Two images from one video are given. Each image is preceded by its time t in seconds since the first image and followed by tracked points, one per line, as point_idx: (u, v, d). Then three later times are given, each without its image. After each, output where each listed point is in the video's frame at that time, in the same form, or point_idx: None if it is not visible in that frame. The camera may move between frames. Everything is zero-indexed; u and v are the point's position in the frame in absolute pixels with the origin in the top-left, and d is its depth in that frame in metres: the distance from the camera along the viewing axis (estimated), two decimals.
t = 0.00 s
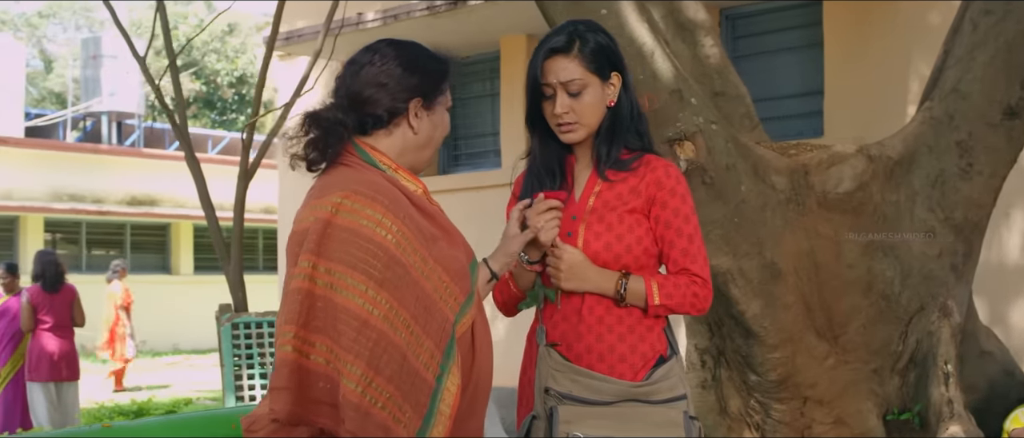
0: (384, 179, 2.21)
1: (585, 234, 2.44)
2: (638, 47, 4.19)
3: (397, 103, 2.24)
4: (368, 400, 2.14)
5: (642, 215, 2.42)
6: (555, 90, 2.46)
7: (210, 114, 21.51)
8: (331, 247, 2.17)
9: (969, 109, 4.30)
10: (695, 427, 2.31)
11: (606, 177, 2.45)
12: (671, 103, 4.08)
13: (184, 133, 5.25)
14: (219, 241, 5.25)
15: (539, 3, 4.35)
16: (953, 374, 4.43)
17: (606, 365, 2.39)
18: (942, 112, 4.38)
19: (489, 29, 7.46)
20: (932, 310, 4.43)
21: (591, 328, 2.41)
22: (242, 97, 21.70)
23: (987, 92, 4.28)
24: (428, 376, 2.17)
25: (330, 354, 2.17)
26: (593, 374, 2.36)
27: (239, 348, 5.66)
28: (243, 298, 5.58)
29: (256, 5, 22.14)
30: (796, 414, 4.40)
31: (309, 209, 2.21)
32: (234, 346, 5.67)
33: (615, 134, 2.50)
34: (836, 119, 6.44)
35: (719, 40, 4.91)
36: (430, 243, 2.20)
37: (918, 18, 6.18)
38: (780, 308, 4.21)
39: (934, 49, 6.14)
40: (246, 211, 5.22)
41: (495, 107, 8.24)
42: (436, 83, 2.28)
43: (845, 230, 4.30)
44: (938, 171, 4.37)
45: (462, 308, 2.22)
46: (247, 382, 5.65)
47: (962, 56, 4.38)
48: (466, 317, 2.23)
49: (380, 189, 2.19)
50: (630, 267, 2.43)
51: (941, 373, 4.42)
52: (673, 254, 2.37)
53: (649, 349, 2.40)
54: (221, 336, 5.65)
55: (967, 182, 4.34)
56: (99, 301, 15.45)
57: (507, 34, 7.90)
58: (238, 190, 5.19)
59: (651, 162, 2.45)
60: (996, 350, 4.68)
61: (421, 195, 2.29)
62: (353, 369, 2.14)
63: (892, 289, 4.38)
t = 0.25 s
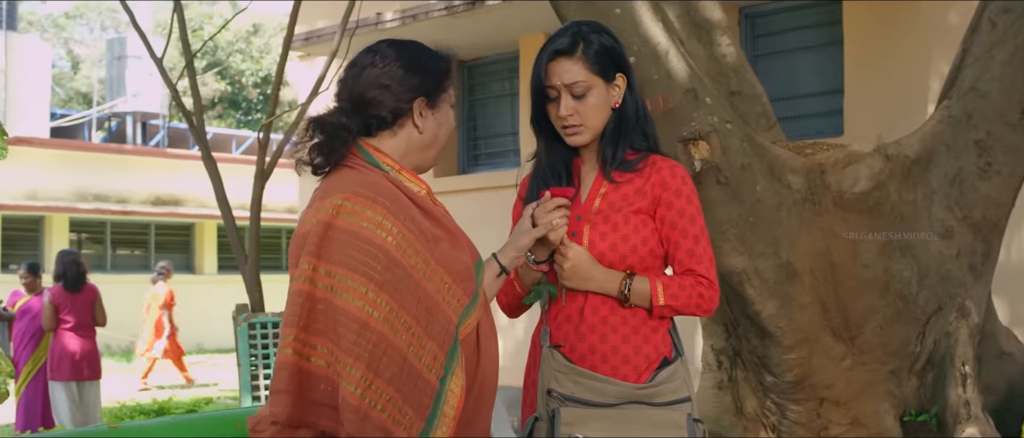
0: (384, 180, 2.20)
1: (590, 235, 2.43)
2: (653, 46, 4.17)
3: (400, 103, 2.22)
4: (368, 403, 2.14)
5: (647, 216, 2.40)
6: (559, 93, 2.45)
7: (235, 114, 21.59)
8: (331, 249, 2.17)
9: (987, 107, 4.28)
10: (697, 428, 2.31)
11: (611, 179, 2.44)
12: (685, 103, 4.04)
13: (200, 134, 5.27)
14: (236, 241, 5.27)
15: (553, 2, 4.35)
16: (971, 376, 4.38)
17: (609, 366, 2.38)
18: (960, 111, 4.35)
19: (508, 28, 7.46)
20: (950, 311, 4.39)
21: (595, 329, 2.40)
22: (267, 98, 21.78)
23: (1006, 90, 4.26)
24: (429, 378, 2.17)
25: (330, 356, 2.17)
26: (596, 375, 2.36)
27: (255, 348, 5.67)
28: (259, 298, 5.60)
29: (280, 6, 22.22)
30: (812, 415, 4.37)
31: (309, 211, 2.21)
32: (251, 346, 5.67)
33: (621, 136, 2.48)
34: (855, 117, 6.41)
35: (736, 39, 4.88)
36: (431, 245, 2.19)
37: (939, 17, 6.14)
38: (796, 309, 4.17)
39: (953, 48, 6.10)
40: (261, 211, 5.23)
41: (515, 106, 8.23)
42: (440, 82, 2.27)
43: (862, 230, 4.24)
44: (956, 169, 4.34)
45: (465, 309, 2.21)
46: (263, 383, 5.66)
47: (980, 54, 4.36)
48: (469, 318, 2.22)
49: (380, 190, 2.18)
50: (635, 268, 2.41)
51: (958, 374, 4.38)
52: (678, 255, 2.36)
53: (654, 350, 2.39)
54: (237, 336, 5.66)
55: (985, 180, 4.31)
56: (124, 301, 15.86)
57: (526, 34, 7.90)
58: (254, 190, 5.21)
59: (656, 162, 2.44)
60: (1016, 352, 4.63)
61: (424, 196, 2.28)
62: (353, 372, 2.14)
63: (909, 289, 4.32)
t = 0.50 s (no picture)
0: (382, 183, 2.20)
1: (590, 234, 2.41)
2: (662, 46, 4.15)
3: (398, 106, 2.21)
4: (367, 406, 2.13)
5: (648, 216, 2.39)
6: (559, 97, 2.44)
7: (256, 115, 21.67)
8: (329, 253, 2.16)
9: (1002, 107, 4.26)
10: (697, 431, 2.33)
11: (612, 179, 2.43)
12: (695, 104, 4.05)
13: (213, 135, 5.27)
14: (248, 241, 5.28)
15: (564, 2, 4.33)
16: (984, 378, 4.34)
17: (609, 368, 2.37)
18: (974, 111, 4.33)
19: (524, 28, 7.45)
20: (963, 313, 4.35)
21: (595, 330, 2.39)
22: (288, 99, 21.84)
23: (1020, 90, 4.25)
24: (428, 381, 2.16)
25: (328, 360, 2.16)
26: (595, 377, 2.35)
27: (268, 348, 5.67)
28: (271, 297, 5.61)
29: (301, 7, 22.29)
30: (824, 417, 4.33)
31: (308, 215, 2.20)
32: (263, 347, 5.67)
33: (622, 138, 2.47)
34: (872, 118, 6.36)
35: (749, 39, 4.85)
36: (430, 247, 2.18)
37: (955, 18, 6.10)
38: (807, 310, 4.15)
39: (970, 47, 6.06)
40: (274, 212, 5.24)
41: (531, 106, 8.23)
42: (437, 83, 2.27)
43: (875, 232, 4.20)
44: (970, 170, 4.30)
45: (465, 311, 2.20)
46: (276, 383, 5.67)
47: (994, 54, 4.33)
48: (470, 320, 2.21)
49: (379, 193, 2.17)
50: (636, 268, 2.40)
51: (971, 377, 4.33)
52: (679, 256, 2.35)
53: (654, 352, 2.38)
54: (250, 336, 5.66)
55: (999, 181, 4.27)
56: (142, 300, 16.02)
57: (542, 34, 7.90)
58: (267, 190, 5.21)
59: (658, 163, 2.43)
60: None
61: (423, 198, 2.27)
62: (351, 375, 2.13)
63: (923, 291, 4.26)
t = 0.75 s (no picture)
0: (375, 189, 2.19)
1: (587, 235, 2.40)
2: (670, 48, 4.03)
3: (390, 109, 2.21)
4: (360, 412, 2.11)
5: (646, 217, 2.37)
6: (557, 100, 2.43)
7: (275, 116, 21.74)
8: (322, 258, 2.15)
9: (1014, 107, 4.22)
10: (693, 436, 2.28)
11: (609, 180, 2.41)
12: (704, 105, 3.95)
13: (224, 137, 5.29)
14: (259, 243, 5.29)
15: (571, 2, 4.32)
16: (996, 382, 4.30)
17: (607, 370, 2.36)
18: (986, 112, 4.29)
19: (537, 28, 7.44)
20: (975, 315, 4.30)
21: (593, 332, 2.38)
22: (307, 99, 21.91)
23: None
24: (422, 387, 2.15)
25: (320, 366, 2.15)
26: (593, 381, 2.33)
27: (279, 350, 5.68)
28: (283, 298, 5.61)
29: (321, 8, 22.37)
30: (835, 420, 4.31)
31: (302, 220, 2.19)
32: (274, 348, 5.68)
33: (620, 141, 2.45)
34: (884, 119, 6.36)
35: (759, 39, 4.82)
36: (424, 252, 2.18)
37: (970, 17, 6.06)
38: (817, 313, 4.09)
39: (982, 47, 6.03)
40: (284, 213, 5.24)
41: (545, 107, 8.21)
42: (429, 84, 2.27)
43: (886, 234, 4.15)
44: (982, 171, 4.27)
45: (459, 317, 2.19)
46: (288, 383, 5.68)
47: (1006, 53, 4.29)
48: (464, 326, 2.21)
49: (372, 198, 2.17)
50: (634, 269, 2.39)
51: (983, 380, 4.28)
52: (676, 257, 2.33)
53: (652, 354, 2.36)
54: (261, 337, 5.66)
55: (1011, 181, 4.24)
56: (161, 300, 16.10)
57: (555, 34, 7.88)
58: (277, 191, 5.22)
59: (656, 164, 2.41)
60: None
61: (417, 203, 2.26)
62: (345, 380, 2.11)
63: (934, 293, 4.22)
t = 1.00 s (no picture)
0: (372, 193, 2.18)
1: (585, 238, 2.39)
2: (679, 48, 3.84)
3: (388, 114, 2.21)
4: (354, 415, 2.11)
5: (644, 220, 2.36)
6: (555, 103, 2.41)
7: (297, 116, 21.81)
8: (318, 261, 2.14)
9: None
10: None
11: (607, 183, 2.40)
12: (713, 106, 3.77)
13: (237, 137, 5.30)
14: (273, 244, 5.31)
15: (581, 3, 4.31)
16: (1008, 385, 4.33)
17: (605, 375, 2.34)
18: (1000, 112, 4.24)
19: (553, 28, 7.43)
20: (989, 317, 4.22)
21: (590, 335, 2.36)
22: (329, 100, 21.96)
23: None
24: (415, 390, 2.15)
25: (314, 369, 2.13)
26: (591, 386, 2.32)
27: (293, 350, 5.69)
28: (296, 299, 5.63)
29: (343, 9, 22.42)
30: (847, 423, 4.26)
31: (298, 223, 2.18)
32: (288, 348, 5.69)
33: (619, 143, 2.44)
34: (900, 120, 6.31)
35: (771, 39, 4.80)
36: (419, 257, 2.17)
37: (988, 18, 6.02)
38: (828, 314, 3.98)
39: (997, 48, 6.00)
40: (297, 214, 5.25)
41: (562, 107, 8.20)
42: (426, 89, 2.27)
43: (897, 236, 4.08)
44: (995, 171, 4.19)
45: (454, 322, 2.19)
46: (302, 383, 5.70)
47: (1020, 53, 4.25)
48: (459, 331, 2.21)
49: (369, 202, 2.16)
50: (632, 272, 2.37)
51: (996, 383, 4.29)
52: (674, 261, 2.32)
53: (651, 358, 2.35)
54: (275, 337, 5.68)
55: None
56: (182, 300, 16.18)
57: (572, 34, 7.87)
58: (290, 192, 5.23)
59: (655, 167, 2.40)
60: None
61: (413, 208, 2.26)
62: (339, 383, 2.11)
63: (946, 295, 4.12)
